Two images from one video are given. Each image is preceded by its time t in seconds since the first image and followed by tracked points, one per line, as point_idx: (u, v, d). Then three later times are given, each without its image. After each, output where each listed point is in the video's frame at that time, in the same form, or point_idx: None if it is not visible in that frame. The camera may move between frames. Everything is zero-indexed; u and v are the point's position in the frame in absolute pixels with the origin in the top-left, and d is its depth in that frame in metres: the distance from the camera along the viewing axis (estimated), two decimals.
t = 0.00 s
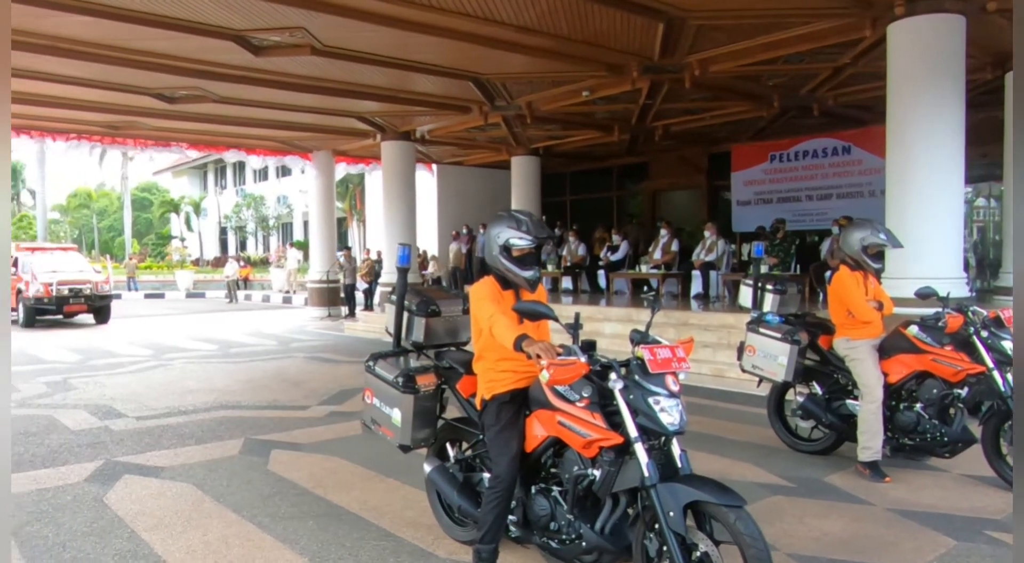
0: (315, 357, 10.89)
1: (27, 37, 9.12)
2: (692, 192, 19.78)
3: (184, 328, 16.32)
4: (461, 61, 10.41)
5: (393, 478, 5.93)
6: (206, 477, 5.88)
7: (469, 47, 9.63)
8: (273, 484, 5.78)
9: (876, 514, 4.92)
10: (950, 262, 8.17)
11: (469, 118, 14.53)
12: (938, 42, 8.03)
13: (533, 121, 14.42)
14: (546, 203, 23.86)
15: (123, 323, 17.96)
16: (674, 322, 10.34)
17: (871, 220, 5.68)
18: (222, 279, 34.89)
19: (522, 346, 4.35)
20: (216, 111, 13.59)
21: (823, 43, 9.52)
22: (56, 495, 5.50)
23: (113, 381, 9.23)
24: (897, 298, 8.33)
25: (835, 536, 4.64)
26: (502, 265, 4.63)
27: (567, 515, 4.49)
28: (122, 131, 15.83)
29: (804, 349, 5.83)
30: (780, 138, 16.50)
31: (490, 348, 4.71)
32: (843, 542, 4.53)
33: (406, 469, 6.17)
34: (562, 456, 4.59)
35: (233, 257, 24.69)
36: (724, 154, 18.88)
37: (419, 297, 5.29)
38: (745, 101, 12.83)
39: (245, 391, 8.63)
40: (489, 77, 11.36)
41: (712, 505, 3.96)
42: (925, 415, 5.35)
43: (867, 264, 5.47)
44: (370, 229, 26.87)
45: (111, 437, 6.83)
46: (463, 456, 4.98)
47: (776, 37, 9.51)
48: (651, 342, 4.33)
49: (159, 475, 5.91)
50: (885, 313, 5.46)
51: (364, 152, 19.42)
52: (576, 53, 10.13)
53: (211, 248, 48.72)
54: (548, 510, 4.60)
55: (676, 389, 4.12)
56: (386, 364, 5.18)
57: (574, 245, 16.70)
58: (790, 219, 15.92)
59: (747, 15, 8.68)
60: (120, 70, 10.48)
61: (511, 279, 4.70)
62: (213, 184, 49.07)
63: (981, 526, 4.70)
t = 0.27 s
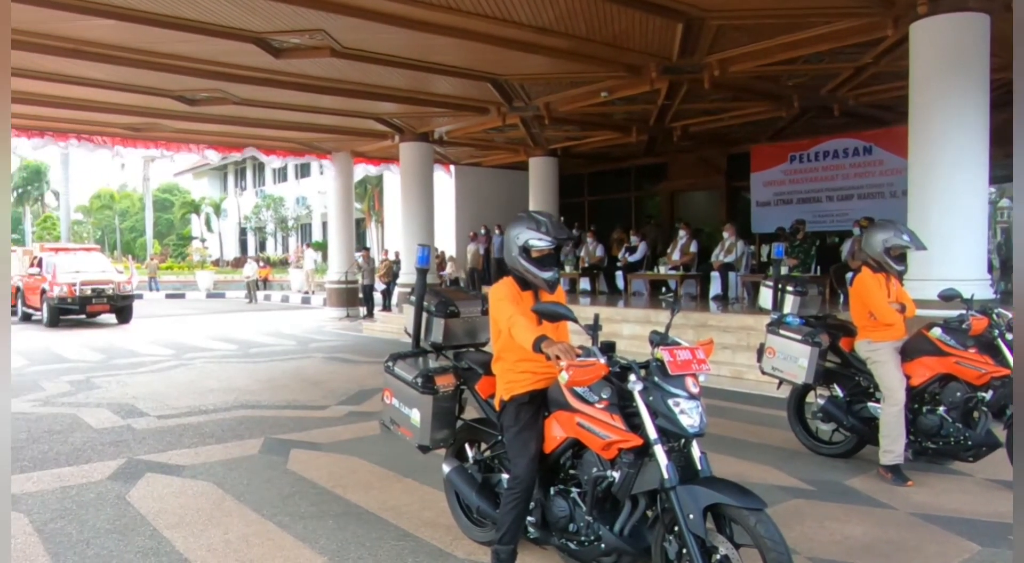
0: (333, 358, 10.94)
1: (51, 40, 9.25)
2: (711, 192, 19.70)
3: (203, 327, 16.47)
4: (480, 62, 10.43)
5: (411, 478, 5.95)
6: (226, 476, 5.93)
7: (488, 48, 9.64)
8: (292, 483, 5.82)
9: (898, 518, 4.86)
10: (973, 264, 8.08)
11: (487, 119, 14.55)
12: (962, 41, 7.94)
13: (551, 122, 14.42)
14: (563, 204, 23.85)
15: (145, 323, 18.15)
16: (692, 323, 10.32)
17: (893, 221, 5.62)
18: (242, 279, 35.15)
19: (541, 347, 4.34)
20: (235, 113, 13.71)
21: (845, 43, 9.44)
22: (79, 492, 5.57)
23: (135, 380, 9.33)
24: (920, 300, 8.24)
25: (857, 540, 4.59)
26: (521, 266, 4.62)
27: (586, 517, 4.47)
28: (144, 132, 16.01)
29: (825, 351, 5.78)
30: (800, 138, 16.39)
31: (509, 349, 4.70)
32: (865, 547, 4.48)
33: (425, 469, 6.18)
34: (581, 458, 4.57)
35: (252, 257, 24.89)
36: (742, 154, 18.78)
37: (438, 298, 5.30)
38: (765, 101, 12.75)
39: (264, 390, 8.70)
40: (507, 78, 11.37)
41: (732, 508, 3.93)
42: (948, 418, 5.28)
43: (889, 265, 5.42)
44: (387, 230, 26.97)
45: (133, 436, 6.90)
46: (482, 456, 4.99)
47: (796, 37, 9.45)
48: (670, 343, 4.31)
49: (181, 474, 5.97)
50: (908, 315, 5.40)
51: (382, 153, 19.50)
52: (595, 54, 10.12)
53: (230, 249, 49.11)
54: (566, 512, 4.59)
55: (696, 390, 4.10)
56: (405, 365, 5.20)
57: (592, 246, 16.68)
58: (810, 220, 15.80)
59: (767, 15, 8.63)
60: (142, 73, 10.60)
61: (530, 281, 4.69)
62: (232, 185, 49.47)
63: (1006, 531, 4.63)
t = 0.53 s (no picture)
0: (351, 358, 11.01)
1: (74, 45, 9.37)
2: (729, 193, 19.64)
3: (222, 328, 16.61)
4: (497, 64, 10.44)
5: (429, 479, 5.97)
6: (246, 475, 5.98)
7: (505, 50, 9.65)
8: (311, 482, 5.85)
9: (920, 522, 4.82)
10: (997, 265, 7.99)
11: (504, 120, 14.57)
12: (985, 40, 7.86)
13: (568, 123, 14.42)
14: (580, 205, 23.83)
15: (165, 324, 18.33)
16: (710, 325, 10.29)
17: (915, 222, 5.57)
18: (260, 280, 35.41)
19: (560, 348, 4.33)
20: (254, 115, 13.82)
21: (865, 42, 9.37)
22: (102, 490, 5.63)
23: (158, 380, 9.45)
24: (943, 301, 8.16)
25: (877, 543, 4.55)
26: (540, 268, 4.62)
27: (604, 518, 4.46)
28: (165, 135, 16.18)
29: (845, 353, 5.73)
30: (819, 138, 16.28)
31: (527, 351, 4.70)
32: (886, 550, 4.44)
33: (442, 470, 6.20)
34: (600, 459, 4.56)
35: (270, 258, 25.08)
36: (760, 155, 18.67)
37: (456, 299, 5.32)
38: (784, 102, 12.67)
39: (283, 391, 8.76)
40: (525, 79, 11.38)
41: (752, 511, 3.91)
42: (971, 422, 5.24)
43: (911, 267, 5.36)
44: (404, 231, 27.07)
45: (154, 435, 6.97)
46: (500, 457, 4.99)
47: (816, 36, 9.39)
48: (689, 345, 4.29)
49: (201, 473, 6.03)
50: (929, 317, 5.36)
51: (399, 155, 19.58)
52: (613, 55, 10.11)
53: (249, 250, 49.50)
54: (584, 513, 4.58)
55: (716, 392, 4.08)
56: (424, 366, 5.22)
57: (609, 247, 16.66)
58: (829, 221, 15.68)
59: (786, 15, 8.59)
60: (163, 76, 10.72)
61: (548, 282, 4.69)
62: (251, 187, 49.86)
63: None
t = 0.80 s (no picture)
0: (372, 359, 11.07)
1: (101, 50, 9.51)
2: (750, 193, 19.54)
3: (244, 329, 16.77)
4: (517, 65, 10.45)
5: (450, 480, 5.98)
6: (269, 476, 6.03)
7: (524, 51, 9.66)
8: (334, 483, 5.89)
9: (948, 526, 4.75)
10: None
11: (524, 122, 14.57)
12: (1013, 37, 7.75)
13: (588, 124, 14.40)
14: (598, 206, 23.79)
15: (188, 325, 18.52)
16: (733, 327, 10.33)
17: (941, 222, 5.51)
18: (281, 282, 35.70)
19: (582, 350, 4.32)
20: (276, 118, 13.94)
21: (889, 41, 9.28)
22: (129, 490, 5.71)
23: (183, 380, 9.57)
24: (970, 303, 8.06)
25: (904, 547, 4.49)
26: (562, 269, 4.62)
27: (627, 520, 4.45)
28: (188, 138, 16.36)
29: (870, 355, 5.68)
30: (841, 138, 16.13)
31: (549, 352, 4.70)
32: (914, 554, 4.38)
33: (464, 471, 6.22)
34: (622, 461, 4.54)
35: (291, 260, 25.27)
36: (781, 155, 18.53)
37: (478, 301, 5.33)
38: (805, 101, 12.57)
39: (305, 391, 8.81)
40: (544, 80, 11.38)
41: (777, 514, 3.87)
42: (999, 425, 5.20)
43: (938, 268, 5.30)
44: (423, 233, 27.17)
45: (179, 436, 7.05)
46: (522, 459, 4.99)
47: (839, 35, 9.31)
48: (713, 347, 4.26)
49: (225, 473, 6.09)
50: (956, 318, 5.30)
51: (418, 157, 19.66)
52: (633, 56, 10.09)
53: (270, 252, 49.91)
54: (607, 516, 4.57)
55: (740, 394, 4.04)
56: (446, 367, 5.24)
57: (629, 249, 16.62)
58: (852, 221, 15.55)
59: (809, 14, 8.52)
60: (186, 80, 10.84)
61: (571, 284, 4.69)
62: (271, 189, 50.26)
63: None
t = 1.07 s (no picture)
0: (391, 360, 11.12)
1: (123, 55, 9.63)
2: (769, 194, 19.46)
3: (263, 331, 16.90)
4: (535, 66, 10.45)
5: (471, 482, 5.99)
6: (290, 476, 6.08)
7: (542, 52, 9.66)
8: (354, 484, 5.92)
9: (974, 530, 4.69)
10: None
11: (542, 123, 14.57)
12: None
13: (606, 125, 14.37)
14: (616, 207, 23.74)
15: (209, 327, 18.68)
16: (753, 327, 10.25)
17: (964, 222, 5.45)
18: (301, 284, 35.96)
19: (603, 351, 4.31)
20: (294, 121, 14.04)
21: (911, 39, 9.18)
22: (152, 490, 5.77)
23: (206, 381, 9.67)
24: (996, 303, 7.95)
25: (930, 551, 4.44)
26: (582, 270, 4.61)
27: (648, 522, 4.44)
28: (208, 142, 16.52)
29: (893, 356, 5.63)
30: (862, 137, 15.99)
31: (569, 354, 4.69)
32: (940, 558, 4.33)
33: (484, 472, 6.23)
34: (643, 463, 4.52)
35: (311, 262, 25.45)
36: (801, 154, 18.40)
37: (498, 302, 5.34)
38: (826, 100, 12.47)
39: (325, 393, 8.86)
40: (562, 81, 11.37)
41: (800, 516, 3.84)
42: None
43: (962, 267, 5.23)
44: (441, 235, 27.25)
45: (201, 436, 7.11)
46: (542, 460, 4.98)
47: (860, 34, 9.23)
48: (734, 348, 4.23)
49: (247, 473, 6.14)
50: (981, 319, 5.23)
51: (436, 159, 19.71)
52: (651, 56, 10.06)
53: (290, 254, 50.28)
54: (628, 517, 4.56)
55: (761, 396, 4.02)
56: (466, 369, 5.25)
57: (648, 249, 16.55)
58: (875, 221, 15.40)
59: (830, 12, 8.45)
60: (207, 84, 10.95)
61: (591, 285, 4.68)
62: (291, 192, 50.65)
63: None
